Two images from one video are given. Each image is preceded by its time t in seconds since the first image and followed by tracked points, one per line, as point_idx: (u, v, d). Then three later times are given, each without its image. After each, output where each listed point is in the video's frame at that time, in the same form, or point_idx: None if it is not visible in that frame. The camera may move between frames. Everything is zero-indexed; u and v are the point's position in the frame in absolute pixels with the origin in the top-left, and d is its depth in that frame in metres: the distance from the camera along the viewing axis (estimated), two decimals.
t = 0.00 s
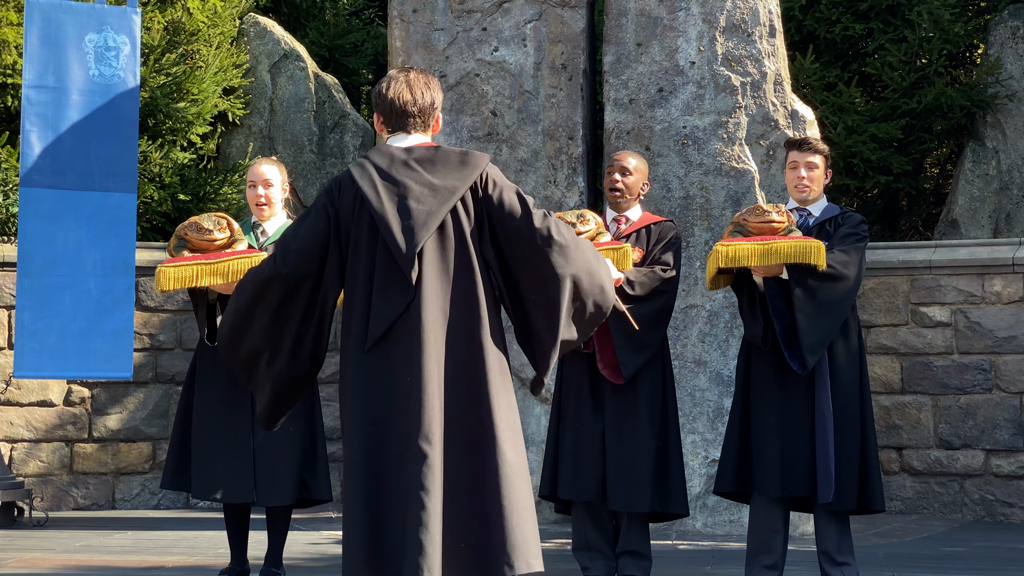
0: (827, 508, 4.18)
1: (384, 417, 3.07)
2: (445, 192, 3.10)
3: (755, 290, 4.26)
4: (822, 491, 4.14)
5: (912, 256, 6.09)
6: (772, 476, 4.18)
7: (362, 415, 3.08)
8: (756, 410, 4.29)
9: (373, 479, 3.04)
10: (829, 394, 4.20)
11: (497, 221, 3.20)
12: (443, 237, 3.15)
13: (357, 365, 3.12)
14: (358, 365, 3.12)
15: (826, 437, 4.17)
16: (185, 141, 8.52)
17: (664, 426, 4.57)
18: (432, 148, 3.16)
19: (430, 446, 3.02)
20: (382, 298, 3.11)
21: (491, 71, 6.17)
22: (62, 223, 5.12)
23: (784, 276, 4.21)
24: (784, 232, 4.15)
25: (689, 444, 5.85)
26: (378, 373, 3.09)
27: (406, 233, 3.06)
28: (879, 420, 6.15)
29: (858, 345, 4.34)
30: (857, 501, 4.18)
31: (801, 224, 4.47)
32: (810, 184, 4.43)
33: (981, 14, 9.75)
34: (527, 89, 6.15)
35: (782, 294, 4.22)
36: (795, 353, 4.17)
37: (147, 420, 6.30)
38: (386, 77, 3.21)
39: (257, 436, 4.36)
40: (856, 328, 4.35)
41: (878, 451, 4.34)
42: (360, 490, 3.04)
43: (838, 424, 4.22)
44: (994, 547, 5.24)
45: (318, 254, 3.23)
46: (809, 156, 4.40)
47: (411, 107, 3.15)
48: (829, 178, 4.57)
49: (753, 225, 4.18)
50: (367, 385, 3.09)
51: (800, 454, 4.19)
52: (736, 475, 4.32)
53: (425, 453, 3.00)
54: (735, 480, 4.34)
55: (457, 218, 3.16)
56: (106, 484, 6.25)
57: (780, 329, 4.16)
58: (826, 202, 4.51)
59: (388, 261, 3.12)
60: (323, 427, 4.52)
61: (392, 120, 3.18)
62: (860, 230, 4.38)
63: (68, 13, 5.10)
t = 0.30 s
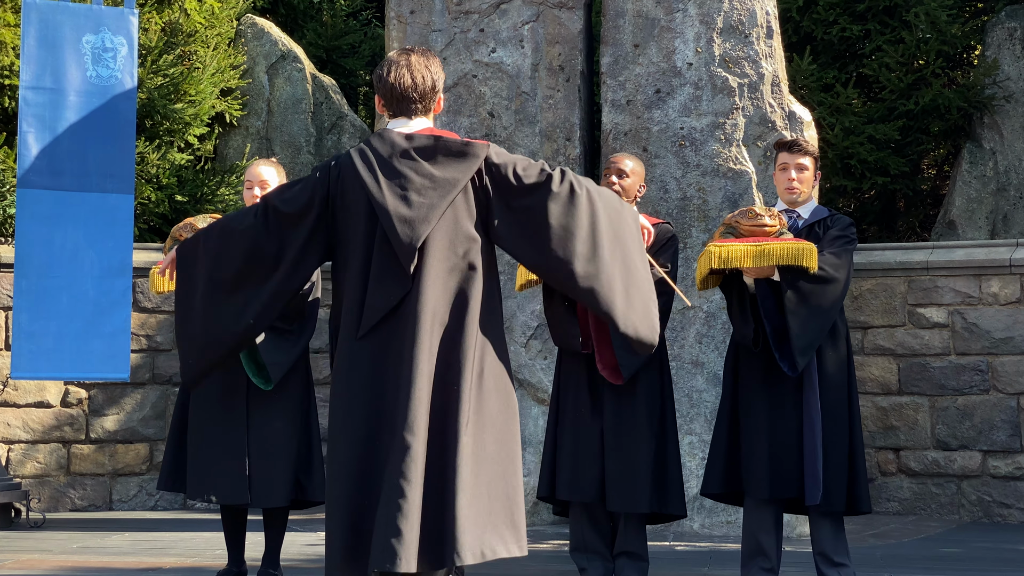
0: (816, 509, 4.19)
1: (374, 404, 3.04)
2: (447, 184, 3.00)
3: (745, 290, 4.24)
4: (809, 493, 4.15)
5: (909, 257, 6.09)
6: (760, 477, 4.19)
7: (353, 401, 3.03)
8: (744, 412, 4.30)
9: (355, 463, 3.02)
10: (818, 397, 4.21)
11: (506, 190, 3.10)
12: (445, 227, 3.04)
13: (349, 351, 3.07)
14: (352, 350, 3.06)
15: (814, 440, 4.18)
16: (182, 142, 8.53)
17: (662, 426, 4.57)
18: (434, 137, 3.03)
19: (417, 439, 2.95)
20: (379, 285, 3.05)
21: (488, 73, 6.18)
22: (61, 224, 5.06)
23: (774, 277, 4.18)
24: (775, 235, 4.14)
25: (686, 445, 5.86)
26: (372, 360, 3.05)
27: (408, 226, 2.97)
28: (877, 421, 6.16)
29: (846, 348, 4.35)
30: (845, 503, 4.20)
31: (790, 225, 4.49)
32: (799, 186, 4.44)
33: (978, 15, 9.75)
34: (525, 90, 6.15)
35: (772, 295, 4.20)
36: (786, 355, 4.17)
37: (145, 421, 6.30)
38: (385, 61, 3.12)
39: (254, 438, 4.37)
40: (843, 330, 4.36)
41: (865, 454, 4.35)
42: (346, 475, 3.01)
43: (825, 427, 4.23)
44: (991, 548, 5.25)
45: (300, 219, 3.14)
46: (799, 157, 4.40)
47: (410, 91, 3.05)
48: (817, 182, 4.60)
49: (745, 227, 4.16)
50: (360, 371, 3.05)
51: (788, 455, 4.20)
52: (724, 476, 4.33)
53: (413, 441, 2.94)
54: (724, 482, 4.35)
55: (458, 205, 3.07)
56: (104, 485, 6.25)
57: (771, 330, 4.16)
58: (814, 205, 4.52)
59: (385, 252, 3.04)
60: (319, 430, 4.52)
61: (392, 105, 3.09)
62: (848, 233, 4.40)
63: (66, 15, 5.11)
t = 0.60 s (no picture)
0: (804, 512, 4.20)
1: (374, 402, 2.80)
2: (447, 174, 2.80)
3: (736, 291, 4.25)
4: (796, 495, 4.15)
5: (905, 259, 6.10)
6: (747, 480, 4.19)
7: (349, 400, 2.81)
8: (732, 415, 4.29)
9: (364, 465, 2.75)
10: (806, 399, 4.22)
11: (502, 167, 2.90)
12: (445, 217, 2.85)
13: (342, 346, 2.84)
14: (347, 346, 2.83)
15: (802, 443, 4.18)
16: (178, 144, 8.53)
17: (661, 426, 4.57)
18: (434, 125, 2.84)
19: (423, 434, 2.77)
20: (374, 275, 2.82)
21: (484, 74, 6.18)
22: (55, 225, 4.85)
23: (765, 279, 4.19)
24: (767, 236, 4.14)
25: (682, 446, 5.87)
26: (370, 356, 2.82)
27: (409, 217, 2.78)
28: (873, 423, 6.16)
29: (832, 350, 4.37)
30: (832, 506, 4.22)
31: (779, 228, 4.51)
32: (789, 187, 4.44)
33: (974, 17, 9.76)
34: (521, 92, 6.15)
35: (763, 296, 4.20)
36: (776, 357, 4.17)
37: (141, 422, 6.30)
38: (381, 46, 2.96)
39: (251, 438, 4.37)
40: (830, 332, 4.39)
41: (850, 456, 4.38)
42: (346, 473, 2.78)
43: (813, 430, 4.24)
44: (987, 550, 5.25)
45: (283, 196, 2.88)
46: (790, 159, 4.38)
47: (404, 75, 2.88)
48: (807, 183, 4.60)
49: (736, 228, 4.14)
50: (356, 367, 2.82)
51: (776, 458, 4.20)
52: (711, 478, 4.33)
53: (417, 442, 2.77)
54: (711, 483, 4.35)
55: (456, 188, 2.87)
56: (100, 486, 6.25)
57: (762, 332, 4.16)
58: (802, 208, 4.54)
59: (385, 242, 2.82)
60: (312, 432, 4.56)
61: (387, 88, 2.91)
62: (838, 237, 4.42)
63: (62, 15, 4.83)
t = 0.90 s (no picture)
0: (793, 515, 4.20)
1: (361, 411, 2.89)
2: (426, 186, 2.91)
3: (726, 293, 4.27)
4: (784, 498, 4.15)
5: (901, 261, 6.10)
6: (735, 481, 4.19)
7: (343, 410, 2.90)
8: (721, 417, 4.30)
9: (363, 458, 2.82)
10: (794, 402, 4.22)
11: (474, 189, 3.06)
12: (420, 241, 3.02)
13: (335, 353, 2.96)
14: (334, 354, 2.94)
15: (790, 446, 4.18)
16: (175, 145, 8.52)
17: (657, 428, 4.57)
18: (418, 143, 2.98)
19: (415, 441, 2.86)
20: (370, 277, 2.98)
21: (481, 76, 6.18)
22: (52, 226, 5.12)
23: (755, 281, 4.21)
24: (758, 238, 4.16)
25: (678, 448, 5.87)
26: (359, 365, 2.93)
27: (383, 226, 2.88)
28: (869, 425, 6.16)
29: (822, 352, 4.37)
30: (822, 509, 4.21)
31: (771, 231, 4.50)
32: (782, 189, 4.45)
33: (970, 19, 9.76)
34: (517, 93, 6.15)
35: (754, 298, 4.22)
36: (765, 358, 4.17)
37: (136, 424, 6.29)
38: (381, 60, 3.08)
39: (246, 440, 4.37)
40: (820, 335, 4.39)
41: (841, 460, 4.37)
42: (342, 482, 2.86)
43: (803, 432, 4.25)
44: (982, 552, 5.25)
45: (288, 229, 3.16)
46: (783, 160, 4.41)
47: (385, 91, 2.98)
48: (799, 185, 4.61)
49: (727, 228, 4.16)
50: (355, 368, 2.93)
51: (765, 460, 4.20)
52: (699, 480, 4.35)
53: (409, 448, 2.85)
54: (698, 485, 4.36)
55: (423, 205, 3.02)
56: (95, 488, 6.24)
57: (751, 334, 4.16)
58: (794, 211, 4.56)
59: (367, 251, 2.95)
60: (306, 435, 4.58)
61: (376, 102, 3.02)
62: (830, 240, 4.43)
63: (59, 16, 5.13)
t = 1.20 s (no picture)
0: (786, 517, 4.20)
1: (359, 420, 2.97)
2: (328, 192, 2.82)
3: (719, 297, 4.28)
4: (778, 500, 4.15)
5: (897, 264, 6.12)
6: (727, 482, 4.20)
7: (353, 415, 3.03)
8: (716, 420, 4.31)
9: (270, 470, 2.82)
10: (788, 403, 4.22)
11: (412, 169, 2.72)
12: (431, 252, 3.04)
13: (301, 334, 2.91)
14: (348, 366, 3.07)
15: (784, 447, 4.19)
16: (171, 147, 8.52)
17: (653, 430, 4.56)
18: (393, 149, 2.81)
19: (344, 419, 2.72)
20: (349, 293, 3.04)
21: (478, 78, 6.18)
22: (47, 230, 5.65)
23: (746, 284, 4.23)
24: (750, 241, 4.17)
25: (674, 451, 5.87)
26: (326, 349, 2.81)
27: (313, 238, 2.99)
28: (865, 427, 6.17)
29: (818, 354, 4.37)
30: (816, 510, 4.21)
31: (768, 233, 4.55)
32: (777, 192, 4.45)
33: (967, 23, 9.76)
34: (515, 96, 6.15)
35: (745, 301, 4.23)
36: (757, 361, 4.17)
37: (132, 426, 6.28)
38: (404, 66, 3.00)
39: (241, 441, 4.40)
40: (817, 336, 4.39)
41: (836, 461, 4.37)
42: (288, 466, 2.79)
43: (798, 434, 4.25)
44: (978, 555, 5.26)
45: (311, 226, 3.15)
46: (778, 162, 4.43)
47: (363, 92, 2.85)
48: (797, 188, 4.62)
49: (719, 233, 4.19)
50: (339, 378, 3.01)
51: (758, 461, 4.20)
52: (693, 481, 4.35)
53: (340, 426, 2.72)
54: (692, 487, 4.37)
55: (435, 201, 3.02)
56: (90, 489, 6.23)
57: (742, 336, 4.17)
58: (792, 213, 4.57)
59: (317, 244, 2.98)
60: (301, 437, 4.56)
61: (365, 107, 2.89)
62: (826, 241, 4.43)
63: (56, 18, 5.69)
